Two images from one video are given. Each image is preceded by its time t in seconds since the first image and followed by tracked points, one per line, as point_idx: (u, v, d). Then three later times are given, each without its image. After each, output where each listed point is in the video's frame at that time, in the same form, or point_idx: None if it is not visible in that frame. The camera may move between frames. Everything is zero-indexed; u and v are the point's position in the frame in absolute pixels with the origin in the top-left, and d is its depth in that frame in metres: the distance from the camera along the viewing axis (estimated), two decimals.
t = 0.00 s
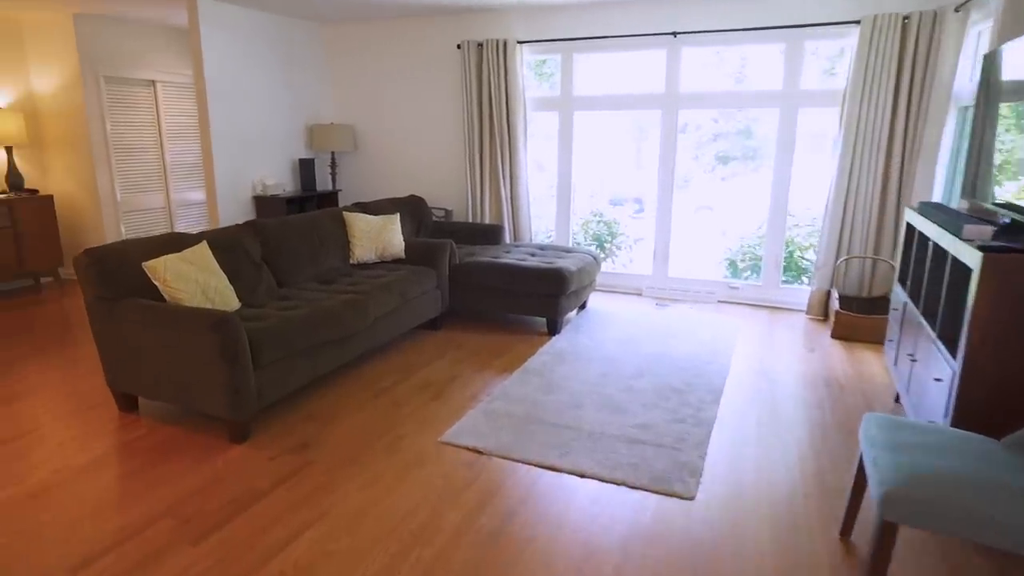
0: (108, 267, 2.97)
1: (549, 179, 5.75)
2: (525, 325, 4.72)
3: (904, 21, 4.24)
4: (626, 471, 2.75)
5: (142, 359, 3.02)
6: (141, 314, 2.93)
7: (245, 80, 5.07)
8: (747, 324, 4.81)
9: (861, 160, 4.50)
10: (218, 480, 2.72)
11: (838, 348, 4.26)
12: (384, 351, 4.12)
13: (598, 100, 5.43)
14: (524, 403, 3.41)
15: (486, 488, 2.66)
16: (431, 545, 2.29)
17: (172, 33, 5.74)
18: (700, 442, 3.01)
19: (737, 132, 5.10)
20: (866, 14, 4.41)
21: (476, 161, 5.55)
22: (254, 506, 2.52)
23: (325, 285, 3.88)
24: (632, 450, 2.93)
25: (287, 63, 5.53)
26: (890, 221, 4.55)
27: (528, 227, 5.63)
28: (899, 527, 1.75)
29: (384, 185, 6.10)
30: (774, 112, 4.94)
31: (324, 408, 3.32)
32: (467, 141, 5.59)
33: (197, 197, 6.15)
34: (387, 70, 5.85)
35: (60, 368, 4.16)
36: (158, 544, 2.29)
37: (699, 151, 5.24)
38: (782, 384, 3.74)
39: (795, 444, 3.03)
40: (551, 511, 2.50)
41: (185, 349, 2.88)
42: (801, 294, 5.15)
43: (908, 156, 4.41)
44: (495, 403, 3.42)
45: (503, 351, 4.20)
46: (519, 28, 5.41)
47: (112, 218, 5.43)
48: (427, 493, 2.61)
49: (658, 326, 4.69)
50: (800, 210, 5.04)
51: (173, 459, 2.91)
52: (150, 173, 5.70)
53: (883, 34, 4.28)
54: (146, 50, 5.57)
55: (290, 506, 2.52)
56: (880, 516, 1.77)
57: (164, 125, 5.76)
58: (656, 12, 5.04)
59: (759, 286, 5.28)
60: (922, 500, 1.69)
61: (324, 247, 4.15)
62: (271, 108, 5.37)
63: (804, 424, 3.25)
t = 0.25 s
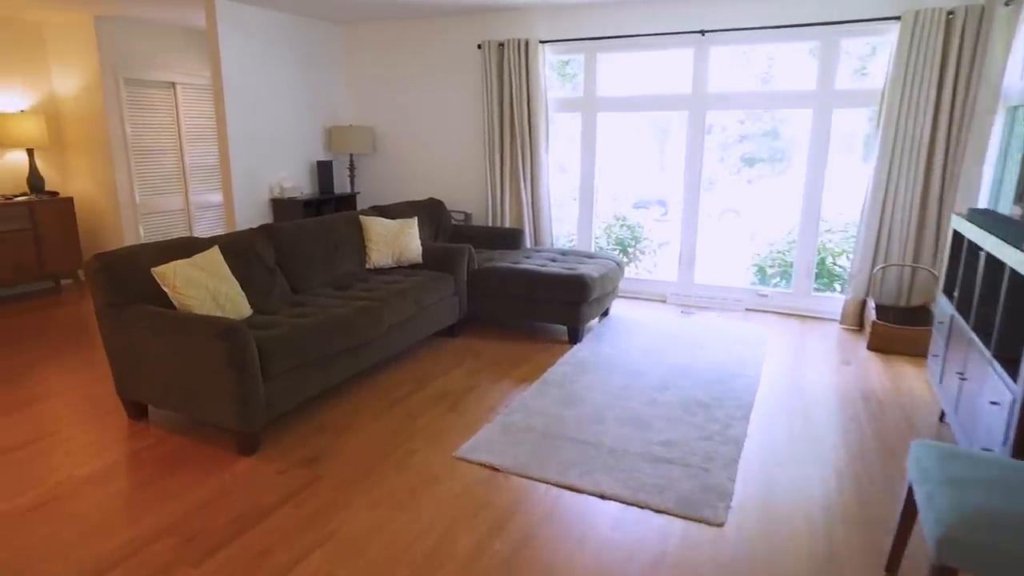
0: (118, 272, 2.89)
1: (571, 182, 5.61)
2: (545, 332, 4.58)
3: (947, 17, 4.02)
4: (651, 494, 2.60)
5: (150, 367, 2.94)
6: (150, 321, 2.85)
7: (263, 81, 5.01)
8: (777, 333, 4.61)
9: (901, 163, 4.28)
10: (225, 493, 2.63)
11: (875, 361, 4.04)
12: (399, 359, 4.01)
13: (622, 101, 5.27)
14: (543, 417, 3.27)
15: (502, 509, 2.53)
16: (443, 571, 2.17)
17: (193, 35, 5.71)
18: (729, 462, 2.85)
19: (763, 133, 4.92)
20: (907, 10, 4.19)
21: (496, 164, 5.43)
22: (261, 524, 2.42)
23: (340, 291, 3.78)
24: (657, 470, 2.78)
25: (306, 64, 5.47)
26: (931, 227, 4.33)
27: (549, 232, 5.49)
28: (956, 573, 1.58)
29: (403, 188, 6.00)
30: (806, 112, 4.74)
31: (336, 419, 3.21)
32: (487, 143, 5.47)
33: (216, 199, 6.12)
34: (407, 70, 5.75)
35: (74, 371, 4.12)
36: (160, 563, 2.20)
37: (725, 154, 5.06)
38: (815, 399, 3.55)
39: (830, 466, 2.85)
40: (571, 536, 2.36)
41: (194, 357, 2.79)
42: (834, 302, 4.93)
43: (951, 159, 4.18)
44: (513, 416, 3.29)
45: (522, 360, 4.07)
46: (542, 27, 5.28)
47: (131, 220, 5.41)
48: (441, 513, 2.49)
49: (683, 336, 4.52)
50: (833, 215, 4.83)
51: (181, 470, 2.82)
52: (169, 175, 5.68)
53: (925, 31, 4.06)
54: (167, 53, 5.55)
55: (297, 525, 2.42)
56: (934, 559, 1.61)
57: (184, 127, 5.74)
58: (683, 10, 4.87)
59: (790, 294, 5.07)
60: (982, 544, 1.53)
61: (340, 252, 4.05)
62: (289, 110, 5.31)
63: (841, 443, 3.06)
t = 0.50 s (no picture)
0: (130, 277, 2.84)
1: (596, 186, 5.45)
2: (569, 341, 4.44)
3: (999, 11, 3.79)
4: (680, 518, 2.44)
5: (162, 374, 2.88)
6: (161, 327, 2.78)
7: (284, 83, 4.96)
8: (813, 344, 4.39)
9: (947, 166, 4.05)
10: (234, 507, 2.53)
11: (918, 375, 3.81)
12: (418, 367, 3.90)
13: (650, 102, 5.11)
14: (565, 431, 3.13)
15: (521, 531, 2.39)
16: None
17: (217, 37, 5.71)
18: (763, 485, 2.67)
19: (794, 135, 4.72)
20: (955, 4, 3.96)
21: (519, 167, 5.31)
22: (269, 542, 2.32)
23: (357, 297, 3.69)
24: (686, 492, 2.61)
25: (328, 66, 5.41)
26: (980, 234, 4.08)
27: (573, 236, 5.34)
28: None
29: (425, 191, 5.91)
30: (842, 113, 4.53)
31: (351, 430, 3.11)
32: (510, 146, 5.34)
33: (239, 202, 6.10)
34: (430, 72, 5.66)
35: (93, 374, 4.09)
36: None
37: (755, 156, 4.88)
38: (855, 416, 3.34)
39: (874, 490, 2.65)
40: (594, 563, 2.21)
41: (205, 366, 2.71)
42: (872, 312, 4.69)
43: (1002, 161, 3.94)
44: (534, 429, 3.15)
45: (544, 370, 3.93)
46: (568, 27, 5.14)
47: (153, 222, 5.41)
48: (456, 535, 2.36)
49: (713, 346, 4.33)
50: (872, 221, 4.60)
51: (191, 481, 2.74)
52: (192, 178, 5.67)
53: (975, 26, 3.84)
54: (191, 55, 5.55)
55: (306, 544, 2.31)
56: None
57: (207, 130, 5.74)
58: (715, 8, 4.69)
59: (825, 303, 4.85)
60: None
61: (359, 256, 3.97)
62: (310, 112, 5.25)
63: (885, 466, 2.86)
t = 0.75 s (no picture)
0: (144, 283, 2.77)
1: (624, 190, 5.28)
2: (595, 350, 4.28)
3: None
4: (712, 546, 2.27)
5: (175, 382, 2.80)
6: (173, 334, 2.70)
7: (307, 85, 4.91)
8: (853, 357, 4.16)
9: (1000, 169, 3.80)
10: (244, 523, 2.43)
11: (969, 393, 3.57)
12: (437, 376, 3.78)
13: (681, 103, 4.93)
14: (589, 447, 2.97)
15: (541, 556, 2.24)
16: None
17: (241, 40, 5.71)
18: (803, 511, 2.48)
19: (829, 137, 4.52)
20: None
21: (545, 170, 5.17)
22: (277, 562, 2.20)
23: (377, 303, 3.59)
24: (719, 517, 2.44)
25: (351, 68, 5.35)
26: None
27: (600, 242, 5.18)
28: None
29: (448, 195, 5.81)
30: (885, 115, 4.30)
31: (367, 442, 3.00)
32: (536, 148, 5.21)
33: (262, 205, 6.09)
34: (454, 74, 5.57)
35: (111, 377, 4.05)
36: None
37: (788, 159, 4.67)
38: (901, 436, 3.12)
39: (925, 519, 2.45)
40: None
41: (216, 375, 2.63)
42: (917, 323, 4.44)
43: None
44: (557, 444, 3.00)
45: (568, 381, 3.77)
46: (596, 27, 5.00)
47: (177, 224, 5.42)
48: (472, 559, 2.22)
49: (746, 357, 4.13)
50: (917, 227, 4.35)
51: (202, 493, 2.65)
52: (215, 180, 5.67)
53: None
54: (216, 58, 5.54)
55: (315, 565, 2.19)
56: None
57: (231, 132, 5.74)
58: (750, 5, 4.50)
59: (866, 313, 4.61)
60: None
61: (379, 261, 3.87)
62: (332, 115, 5.19)
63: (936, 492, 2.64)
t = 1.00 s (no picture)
0: (156, 289, 2.69)
1: (652, 194, 5.11)
2: (620, 361, 4.12)
3: None
4: None
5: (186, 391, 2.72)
6: (184, 342, 2.61)
7: (328, 87, 4.84)
8: (895, 372, 3.93)
9: None
10: (251, 541, 2.32)
11: None
12: (457, 387, 3.65)
13: (713, 104, 4.73)
14: (614, 466, 2.82)
15: None
16: None
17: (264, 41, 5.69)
18: (846, 543, 2.28)
19: (864, 140, 4.31)
20: None
21: (570, 173, 5.02)
22: None
23: (395, 310, 3.48)
24: (754, 547, 2.27)
25: (374, 69, 5.27)
26: None
27: (626, 247, 5.01)
28: None
29: (471, 198, 5.70)
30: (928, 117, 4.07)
31: (382, 456, 2.89)
32: (561, 151, 5.07)
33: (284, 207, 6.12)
34: (478, 75, 5.46)
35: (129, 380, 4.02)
36: None
37: (822, 163, 4.47)
38: (952, 460, 2.90)
39: (982, 556, 2.24)
40: None
41: (227, 385, 2.53)
42: (964, 337, 4.18)
43: None
44: (580, 462, 2.85)
45: (592, 393, 3.62)
46: (626, 26, 4.84)
47: (199, 226, 5.42)
48: None
49: (780, 370, 3.93)
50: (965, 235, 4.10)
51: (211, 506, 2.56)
52: (238, 183, 5.69)
53: None
54: (239, 60, 5.51)
55: None
56: None
57: (253, 134, 5.73)
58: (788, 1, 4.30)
59: (908, 325, 4.36)
60: None
61: (399, 266, 3.76)
62: (355, 117, 5.12)
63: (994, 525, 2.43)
